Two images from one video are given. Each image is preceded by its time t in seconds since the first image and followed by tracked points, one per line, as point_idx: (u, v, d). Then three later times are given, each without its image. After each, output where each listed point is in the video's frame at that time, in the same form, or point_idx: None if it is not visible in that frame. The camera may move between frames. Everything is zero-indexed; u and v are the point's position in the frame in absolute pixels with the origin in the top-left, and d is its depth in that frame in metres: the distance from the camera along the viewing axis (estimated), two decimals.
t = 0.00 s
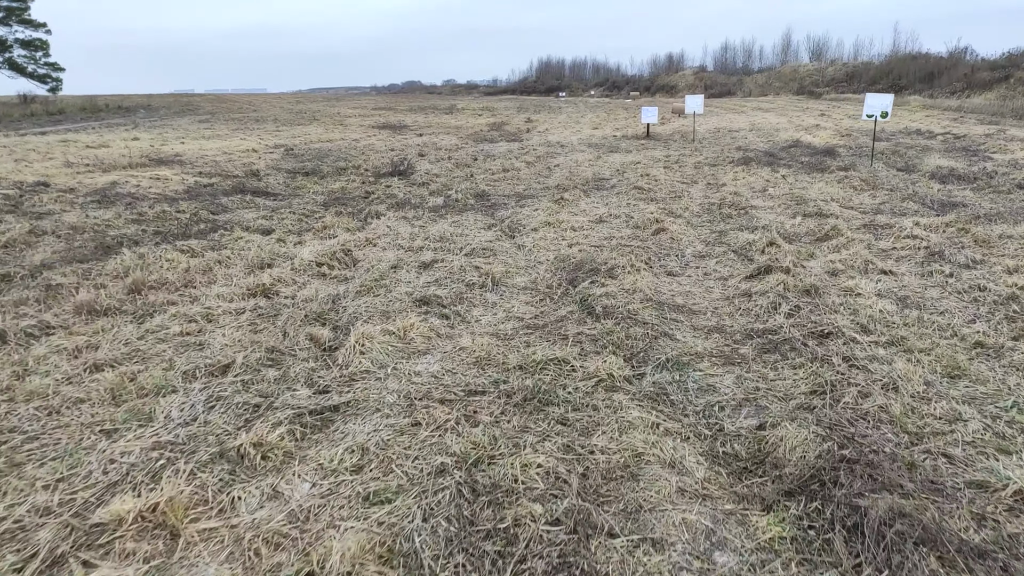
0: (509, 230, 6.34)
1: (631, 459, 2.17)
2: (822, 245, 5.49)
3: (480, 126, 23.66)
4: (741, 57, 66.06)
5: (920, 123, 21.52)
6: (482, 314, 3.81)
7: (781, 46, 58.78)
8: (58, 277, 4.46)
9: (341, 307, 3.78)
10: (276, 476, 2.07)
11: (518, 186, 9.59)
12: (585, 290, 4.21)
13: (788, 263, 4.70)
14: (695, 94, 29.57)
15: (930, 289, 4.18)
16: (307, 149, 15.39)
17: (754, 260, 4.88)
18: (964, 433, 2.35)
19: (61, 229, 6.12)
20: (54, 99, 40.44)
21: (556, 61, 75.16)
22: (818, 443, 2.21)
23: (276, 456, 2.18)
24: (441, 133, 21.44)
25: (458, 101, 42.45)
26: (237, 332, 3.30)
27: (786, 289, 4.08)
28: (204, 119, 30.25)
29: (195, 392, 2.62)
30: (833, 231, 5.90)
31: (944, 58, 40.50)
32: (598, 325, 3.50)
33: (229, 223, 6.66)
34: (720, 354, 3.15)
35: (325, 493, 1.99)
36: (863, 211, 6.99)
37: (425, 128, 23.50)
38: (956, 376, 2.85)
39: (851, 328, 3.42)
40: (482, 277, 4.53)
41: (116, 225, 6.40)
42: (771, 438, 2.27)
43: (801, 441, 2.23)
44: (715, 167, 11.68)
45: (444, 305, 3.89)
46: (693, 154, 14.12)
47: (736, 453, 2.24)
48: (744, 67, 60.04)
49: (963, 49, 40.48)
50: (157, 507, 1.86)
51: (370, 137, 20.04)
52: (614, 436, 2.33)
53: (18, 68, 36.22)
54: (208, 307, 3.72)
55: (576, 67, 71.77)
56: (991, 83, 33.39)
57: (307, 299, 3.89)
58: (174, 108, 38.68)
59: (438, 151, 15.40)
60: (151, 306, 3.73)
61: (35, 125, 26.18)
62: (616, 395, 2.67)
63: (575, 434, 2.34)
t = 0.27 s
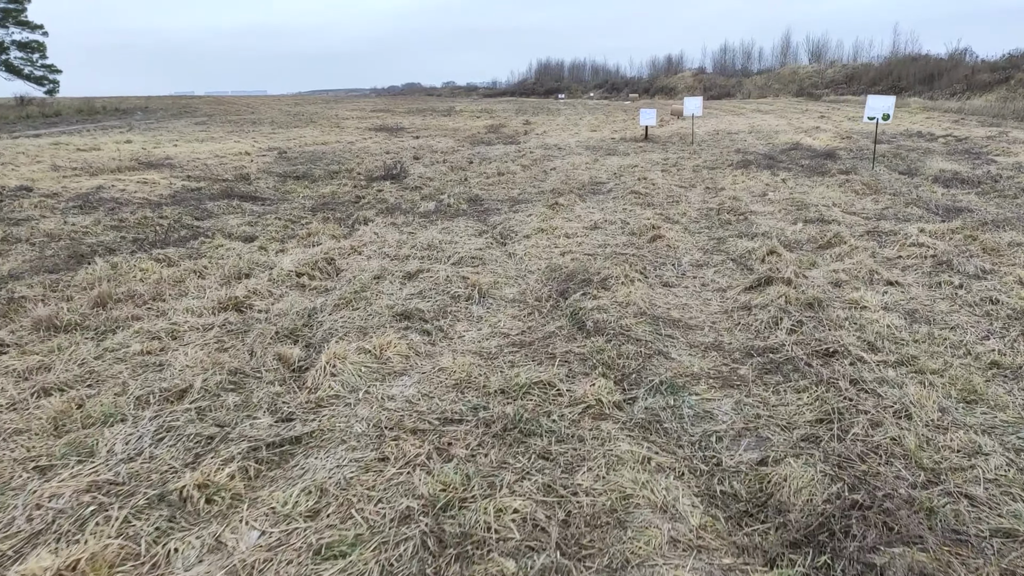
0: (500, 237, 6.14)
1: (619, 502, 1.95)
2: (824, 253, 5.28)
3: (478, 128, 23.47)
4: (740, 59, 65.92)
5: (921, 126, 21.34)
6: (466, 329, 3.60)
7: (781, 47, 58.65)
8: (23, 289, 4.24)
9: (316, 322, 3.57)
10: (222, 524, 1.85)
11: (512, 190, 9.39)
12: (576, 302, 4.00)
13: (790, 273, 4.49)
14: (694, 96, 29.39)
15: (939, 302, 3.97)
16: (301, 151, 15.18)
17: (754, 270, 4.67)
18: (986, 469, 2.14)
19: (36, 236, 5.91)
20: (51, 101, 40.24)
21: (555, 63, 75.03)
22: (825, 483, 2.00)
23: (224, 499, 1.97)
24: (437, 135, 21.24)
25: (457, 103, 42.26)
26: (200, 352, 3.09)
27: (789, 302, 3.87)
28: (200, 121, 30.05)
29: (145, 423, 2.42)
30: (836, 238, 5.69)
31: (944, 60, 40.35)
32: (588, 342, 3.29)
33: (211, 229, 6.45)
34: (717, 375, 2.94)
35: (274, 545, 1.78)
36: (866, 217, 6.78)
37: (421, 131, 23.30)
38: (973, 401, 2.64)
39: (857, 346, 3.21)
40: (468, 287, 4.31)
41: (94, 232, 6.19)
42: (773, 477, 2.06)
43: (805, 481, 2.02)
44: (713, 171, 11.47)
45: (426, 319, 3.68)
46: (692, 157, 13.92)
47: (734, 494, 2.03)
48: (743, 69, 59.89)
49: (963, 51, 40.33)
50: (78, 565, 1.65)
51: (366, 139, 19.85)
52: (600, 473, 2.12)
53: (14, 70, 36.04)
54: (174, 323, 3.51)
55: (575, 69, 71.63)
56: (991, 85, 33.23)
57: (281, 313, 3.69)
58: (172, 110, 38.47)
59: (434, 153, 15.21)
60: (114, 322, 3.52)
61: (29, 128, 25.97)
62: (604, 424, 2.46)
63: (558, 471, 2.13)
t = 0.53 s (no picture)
0: (491, 260, 5.90)
1: None
2: (829, 279, 5.04)
3: (476, 149, 23.38)
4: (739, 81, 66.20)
5: (921, 146, 21.22)
6: (447, 362, 3.35)
7: (780, 69, 58.90)
8: None
9: (285, 355, 3.32)
10: None
11: (507, 211, 9.17)
12: (567, 332, 3.75)
13: (793, 301, 4.24)
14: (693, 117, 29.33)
15: (954, 333, 3.72)
16: (296, 172, 15.00)
17: (756, 297, 4.43)
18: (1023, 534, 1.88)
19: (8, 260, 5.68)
20: (51, 123, 40.27)
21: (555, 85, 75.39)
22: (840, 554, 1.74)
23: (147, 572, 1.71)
24: (435, 156, 21.12)
25: (457, 124, 42.28)
26: (152, 391, 2.84)
27: (793, 333, 3.62)
28: (198, 143, 29.97)
29: (76, 476, 2.17)
30: (840, 262, 5.46)
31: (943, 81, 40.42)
32: (576, 378, 3.03)
33: (192, 253, 6.22)
34: (717, 417, 2.68)
35: None
36: (871, 240, 6.56)
37: (420, 152, 23.19)
38: (1000, 448, 2.38)
39: (869, 383, 2.96)
40: (453, 315, 4.06)
41: (69, 256, 5.96)
42: (781, 545, 1.80)
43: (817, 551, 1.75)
44: (713, 192, 11.27)
45: (405, 351, 3.43)
46: (691, 177, 13.74)
47: (735, 565, 1.78)
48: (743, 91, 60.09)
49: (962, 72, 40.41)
50: None
51: (363, 160, 19.73)
52: (583, 539, 1.86)
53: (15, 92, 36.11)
54: (132, 357, 3.26)
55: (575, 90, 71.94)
56: (991, 106, 33.21)
57: (248, 345, 3.44)
58: (171, 132, 38.44)
59: (430, 174, 15.04)
60: (68, 357, 3.27)
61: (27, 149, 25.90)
62: (591, 476, 2.20)
63: (535, 537, 1.87)
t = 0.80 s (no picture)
0: (487, 268, 5.72)
1: None
2: (836, 289, 4.86)
3: (475, 151, 23.20)
4: (739, 82, 66.10)
5: (923, 148, 21.06)
6: (436, 382, 3.17)
7: (779, 70, 58.78)
8: None
9: (265, 376, 3.14)
10: None
11: (504, 216, 9.00)
12: (563, 348, 3.57)
13: (800, 314, 4.06)
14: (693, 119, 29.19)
15: (970, 349, 3.54)
16: (291, 175, 14.83)
17: (761, 310, 4.25)
18: None
19: None
20: (48, 124, 40.11)
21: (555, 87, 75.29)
22: None
23: None
24: (433, 158, 20.96)
25: (456, 126, 42.12)
26: (119, 417, 2.67)
27: (801, 350, 3.44)
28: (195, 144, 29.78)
29: (24, 518, 1.99)
30: (847, 271, 5.29)
31: (943, 83, 40.29)
32: (572, 401, 2.85)
33: (178, 261, 6.04)
34: (723, 446, 2.50)
35: None
36: (877, 247, 6.39)
37: (418, 154, 23.02)
38: None
39: (884, 408, 2.78)
40: (444, 329, 3.88)
41: (51, 264, 5.78)
42: None
43: None
44: (714, 195, 11.10)
45: (392, 369, 3.25)
46: (691, 180, 13.58)
47: None
48: (743, 92, 59.95)
49: (962, 73, 40.29)
50: None
51: (360, 162, 19.57)
52: None
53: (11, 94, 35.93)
54: (102, 379, 3.08)
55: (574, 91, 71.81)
56: (991, 107, 33.07)
57: (226, 364, 3.26)
58: (169, 133, 38.28)
59: (427, 177, 14.87)
60: (34, 378, 3.10)
61: (23, 151, 25.70)
62: (586, 517, 2.02)
63: None
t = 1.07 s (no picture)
0: (484, 290, 5.47)
1: None
2: (851, 313, 4.62)
3: (475, 170, 23.06)
4: (738, 103, 66.31)
5: (926, 168, 20.92)
6: (426, 415, 2.91)
7: (779, 91, 58.99)
8: None
9: (240, 409, 2.88)
10: None
11: (503, 236, 8.77)
12: (565, 378, 3.31)
13: (817, 340, 3.82)
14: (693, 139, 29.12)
15: (1002, 380, 3.30)
16: (288, 194, 14.62)
17: (775, 336, 4.00)
18: None
19: None
20: (48, 143, 40.07)
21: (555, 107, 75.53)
22: None
23: None
24: (433, 177, 20.80)
25: (456, 146, 42.09)
26: (74, 457, 2.41)
27: (822, 381, 3.19)
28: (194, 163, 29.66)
29: None
30: (861, 293, 5.05)
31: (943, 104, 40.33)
32: (575, 439, 2.60)
33: (163, 282, 5.80)
34: (744, 492, 2.24)
35: None
36: (890, 269, 6.16)
37: (417, 173, 22.88)
38: None
39: (919, 448, 2.53)
40: (437, 356, 3.62)
41: (30, 285, 5.54)
42: None
43: None
44: (718, 215, 10.88)
45: (379, 401, 2.99)
46: (694, 200, 13.38)
47: None
48: (742, 112, 60.11)
49: (962, 94, 40.35)
50: None
51: (359, 181, 19.41)
52: None
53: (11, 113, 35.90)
54: (63, 413, 2.83)
55: (574, 111, 72.04)
56: (992, 128, 33.03)
57: (198, 396, 3.00)
58: (169, 153, 38.22)
59: (426, 196, 14.69)
60: None
61: (20, 170, 25.56)
62: None
63: None
